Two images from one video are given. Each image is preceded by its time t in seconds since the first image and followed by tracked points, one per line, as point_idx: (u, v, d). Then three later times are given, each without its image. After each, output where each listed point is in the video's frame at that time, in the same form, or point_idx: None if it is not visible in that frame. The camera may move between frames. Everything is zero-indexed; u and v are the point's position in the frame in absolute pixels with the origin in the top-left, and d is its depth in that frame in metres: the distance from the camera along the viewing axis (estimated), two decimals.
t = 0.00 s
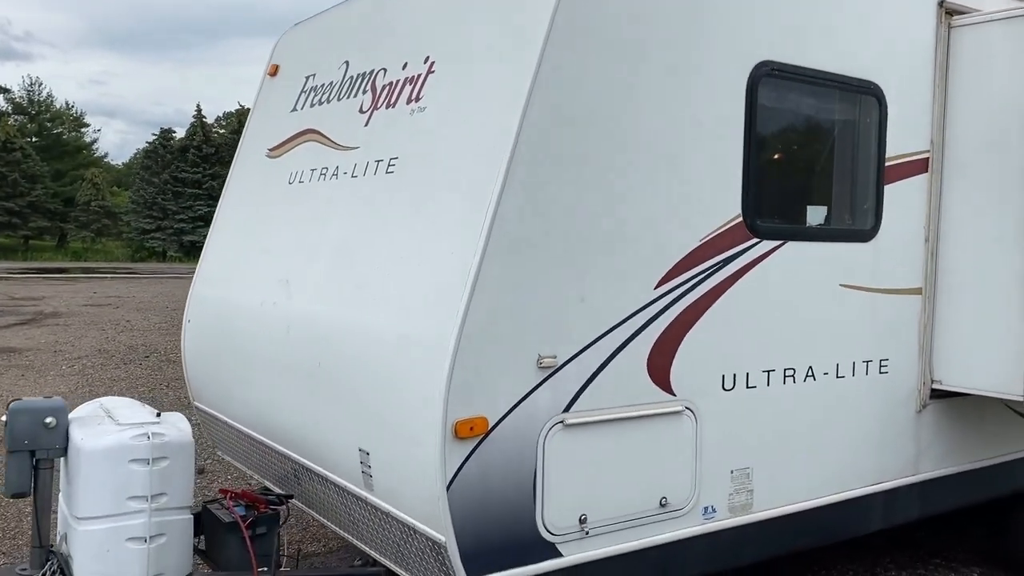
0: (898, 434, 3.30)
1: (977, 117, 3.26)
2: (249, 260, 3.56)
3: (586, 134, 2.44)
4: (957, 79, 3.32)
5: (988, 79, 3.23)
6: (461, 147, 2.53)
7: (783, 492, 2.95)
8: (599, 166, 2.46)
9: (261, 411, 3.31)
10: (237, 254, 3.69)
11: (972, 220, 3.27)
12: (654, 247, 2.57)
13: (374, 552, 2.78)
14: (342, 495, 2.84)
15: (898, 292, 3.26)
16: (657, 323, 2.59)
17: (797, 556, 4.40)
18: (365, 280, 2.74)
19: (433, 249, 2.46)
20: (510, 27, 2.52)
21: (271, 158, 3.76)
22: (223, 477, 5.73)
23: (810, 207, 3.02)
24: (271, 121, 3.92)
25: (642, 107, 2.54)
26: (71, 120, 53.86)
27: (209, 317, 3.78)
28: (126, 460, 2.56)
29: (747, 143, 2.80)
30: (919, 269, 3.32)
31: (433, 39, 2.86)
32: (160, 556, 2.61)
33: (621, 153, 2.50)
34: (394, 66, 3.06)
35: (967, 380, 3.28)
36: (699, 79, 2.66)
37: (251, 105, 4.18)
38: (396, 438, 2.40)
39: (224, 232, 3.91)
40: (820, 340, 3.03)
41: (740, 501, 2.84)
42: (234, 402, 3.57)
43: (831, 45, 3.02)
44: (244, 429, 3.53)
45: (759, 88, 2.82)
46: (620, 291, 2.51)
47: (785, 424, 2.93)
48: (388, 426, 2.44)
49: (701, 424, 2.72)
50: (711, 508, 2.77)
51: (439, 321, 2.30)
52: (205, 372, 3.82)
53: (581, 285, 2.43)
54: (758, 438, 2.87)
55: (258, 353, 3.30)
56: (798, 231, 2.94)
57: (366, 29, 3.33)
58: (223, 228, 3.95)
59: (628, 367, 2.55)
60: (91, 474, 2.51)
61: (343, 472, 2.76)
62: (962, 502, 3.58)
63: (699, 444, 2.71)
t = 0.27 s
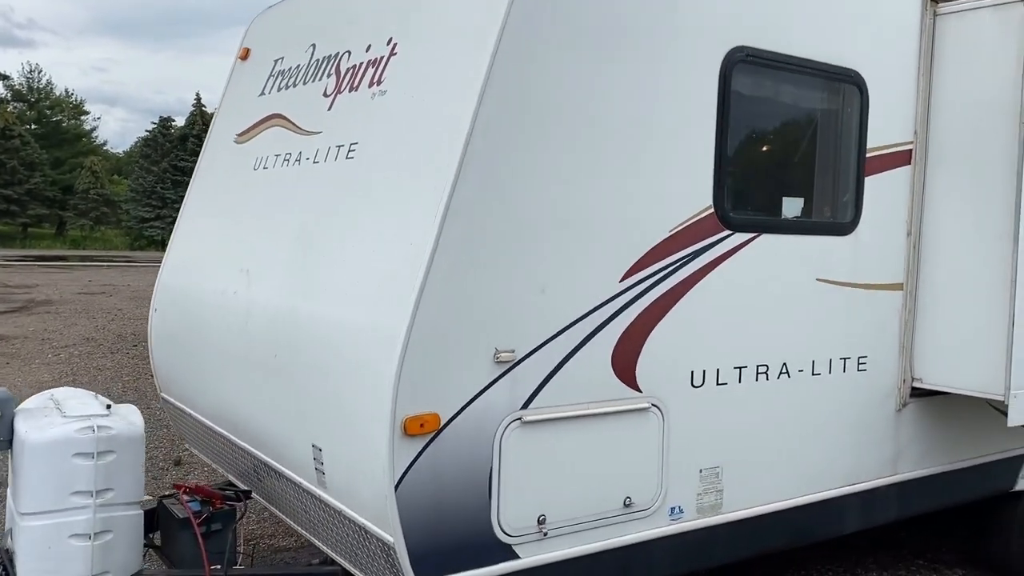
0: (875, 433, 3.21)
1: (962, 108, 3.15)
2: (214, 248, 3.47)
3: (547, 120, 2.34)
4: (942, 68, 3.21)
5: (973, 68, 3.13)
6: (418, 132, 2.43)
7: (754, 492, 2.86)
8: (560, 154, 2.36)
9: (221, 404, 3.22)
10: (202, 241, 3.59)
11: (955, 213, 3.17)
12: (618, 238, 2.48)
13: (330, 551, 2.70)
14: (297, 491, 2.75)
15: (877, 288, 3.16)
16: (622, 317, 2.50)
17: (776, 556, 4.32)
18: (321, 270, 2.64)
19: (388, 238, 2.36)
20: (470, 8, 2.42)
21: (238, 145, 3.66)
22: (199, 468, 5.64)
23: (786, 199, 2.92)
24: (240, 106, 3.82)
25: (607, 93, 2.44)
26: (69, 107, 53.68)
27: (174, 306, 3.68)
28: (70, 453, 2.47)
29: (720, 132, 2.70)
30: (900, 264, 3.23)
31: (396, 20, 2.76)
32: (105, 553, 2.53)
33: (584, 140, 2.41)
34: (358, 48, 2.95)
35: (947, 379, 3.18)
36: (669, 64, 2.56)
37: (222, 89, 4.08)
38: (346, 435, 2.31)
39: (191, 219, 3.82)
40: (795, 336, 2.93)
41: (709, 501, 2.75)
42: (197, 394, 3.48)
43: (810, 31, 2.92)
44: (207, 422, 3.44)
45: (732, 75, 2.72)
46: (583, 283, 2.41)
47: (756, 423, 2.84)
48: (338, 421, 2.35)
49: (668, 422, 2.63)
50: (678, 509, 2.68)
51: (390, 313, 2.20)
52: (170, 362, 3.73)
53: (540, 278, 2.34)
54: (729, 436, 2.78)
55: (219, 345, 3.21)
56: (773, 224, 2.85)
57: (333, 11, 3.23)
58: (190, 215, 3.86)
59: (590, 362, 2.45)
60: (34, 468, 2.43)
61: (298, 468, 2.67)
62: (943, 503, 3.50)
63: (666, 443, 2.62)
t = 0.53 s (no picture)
0: (851, 429, 3.13)
1: (943, 96, 3.06)
2: (174, 235, 3.36)
3: (505, 103, 2.24)
4: (923, 55, 3.12)
5: (954, 56, 3.04)
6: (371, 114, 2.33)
7: (725, 489, 2.78)
8: (519, 138, 2.27)
9: (179, 395, 3.13)
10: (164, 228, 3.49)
11: (935, 205, 3.08)
12: (580, 227, 2.39)
13: (285, 548, 2.61)
14: (251, 486, 2.66)
15: (854, 281, 3.07)
16: (584, 309, 2.41)
17: (754, 553, 4.25)
18: (275, 257, 2.55)
19: (339, 225, 2.27)
20: None
21: (202, 129, 3.56)
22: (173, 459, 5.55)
23: (758, 189, 2.83)
24: (205, 89, 3.71)
25: (569, 76, 2.35)
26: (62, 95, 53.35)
27: (136, 295, 3.59)
28: (9, 446, 2.37)
29: (689, 118, 2.61)
30: (877, 257, 3.14)
31: None
32: (48, 550, 2.43)
33: (545, 125, 2.31)
34: (318, 29, 2.85)
35: (924, 375, 3.10)
36: (635, 47, 2.46)
37: (189, 72, 3.97)
38: (293, 429, 2.22)
39: (154, 205, 3.72)
40: (767, 330, 2.85)
41: (675, 498, 2.67)
42: (157, 385, 3.38)
43: (784, 15, 2.83)
44: (167, 414, 3.35)
45: (702, 59, 2.63)
46: (542, 273, 2.32)
47: (725, 418, 2.76)
48: (286, 415, 2.26)
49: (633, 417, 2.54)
50: (643, 506, 2.60)
51: (337, 303, 2.11)
52: (132, 352, 3.64)
53: (497, 267, 2.24)
54: (697, 432, 2.70)
55: (176, 334, 3.11)
56: (744, 214, 2.76)
57: None
58: (154, 201, 3.75)
59: (551, 354, 2.37)
60: None
61: (250, 462, 2.58)
62: (920, 501, 3.43)
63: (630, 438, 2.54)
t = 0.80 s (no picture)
0: (819, 415, 3.06)
1: (916, 74, 2.98)
2: (125, 212, 3.24)
3: (455, 72, 2.13)
4: (896, 32, 3.03)
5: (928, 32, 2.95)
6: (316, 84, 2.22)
7: (687, 476, 2.71)
8: (470, 110, 2.16)
9: (127, 378, 3.02)
10: (115, 205, 3.37)
11: (907, 186, 3.00)
12: (535, 204, 2.29)
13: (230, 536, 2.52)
14: (196, 472, 2.56)
15: (823, 263, 3.00)
16: (539, 290, 2.31)
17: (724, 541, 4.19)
18: (219, 234, 2.44)
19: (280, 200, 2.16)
20: None
21: (155, 102, 3.43)
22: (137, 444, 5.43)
23: (724, 167, 2.75)
24: (160, 61, 3.58)
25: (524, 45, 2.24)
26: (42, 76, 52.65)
27: (87, 274, 3.47)
28: None
29: (652, 93, 2.51)
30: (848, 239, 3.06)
31: None
32: None
33: (498, 96, 2.20)
34: None
35: (894, 360, 3.03)
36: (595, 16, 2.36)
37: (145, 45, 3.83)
38: (232, 413, 2.12)
39: (107, 182, 3.59)
40: (732, 313, 2.77)
41: (635, 485, 2.59)
42: (107, 367, 3.27)
43: None
44: (117, 398, 3.24)
45: (666, 31, 2.53)
46: (495, 251, 2.23)
47: (688, 403, 2.68)
48: (225, 399, 2.16)
49: (592, 402, 2.46)
50: (601, 493, 2.52)
51: (275, 281, 2.00)
52: (84, 333, 3.52)
53: (446, 245, 2.15)
54: (658, 417, 2.62)
55: (125, 315, 3.00)
56: (710, 192, 2.68)
57: None
58: (107, 178, 3.63)
59: (504, 336, 2.28)
60: None
61: (194, 448, 2.48)
62: (890, 489, 3.37)
63: (589, 423, 2.45)
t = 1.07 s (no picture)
0: (777, 397, 2.97)
1: (879, 44, 2.87)
2: (52, 184, 3.06)
3: (388, 30, 1.98)
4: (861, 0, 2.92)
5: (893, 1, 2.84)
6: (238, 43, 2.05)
7: (638, 460, 2.60)
8: (404, 71, 2.01)
9: (53, 358, 2.86)
10: (43, 177, 3.18)
11: (868, 161, 2.91)
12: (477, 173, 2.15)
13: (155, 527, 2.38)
14: (120, 459, 2.41)
15: (784, 240, 2.91)
16: (481, 264, 2.19)
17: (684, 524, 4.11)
18: (139, 205, 2.28)
19: (198, 167, 2.00)
20: None
21: (86, 68, 3.24)
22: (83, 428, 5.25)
23: (678, 137, 2.64)
24: (92, 25, 3.39)
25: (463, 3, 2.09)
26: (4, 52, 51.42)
27: (15, 250, 3.28)
28: None
29: (603, 58, 2.38)
30: (808, 215, 2.97)
31: None
32: None
33: (435, 57, 2.06)
34: None
35: (853, 340, 2.95)
36: None
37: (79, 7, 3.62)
38: (148, 396, 1.97)
39: (37, 153, 3.40)
40: (687, 292, 2.66)
41: (585, 469, 2.49)
42: (35, 348, 3.10)
43: None
44: (45, 380, 3.07)
45: None
46: (432, 224, 2.09)
47: (640, 385, 2.58)
48: (141, 380, 2.01)
49: (538, 383, 2.33)
50: (549, 478, 2.41)
51: (190, 253, 1.85)
52: (13, 312, 3.34)
53: (378, 216, 2.01)
54: (609, 399, 2.51)
55: (50, 293, 2.83)
56: (664, 165, 2.56)
57: None
58: (37, 148, 3.43)
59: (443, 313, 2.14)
60: None
61: (116, 433, 2.33)
62: (850, 472, 3.30)
63: (536, 406, 2.33)
